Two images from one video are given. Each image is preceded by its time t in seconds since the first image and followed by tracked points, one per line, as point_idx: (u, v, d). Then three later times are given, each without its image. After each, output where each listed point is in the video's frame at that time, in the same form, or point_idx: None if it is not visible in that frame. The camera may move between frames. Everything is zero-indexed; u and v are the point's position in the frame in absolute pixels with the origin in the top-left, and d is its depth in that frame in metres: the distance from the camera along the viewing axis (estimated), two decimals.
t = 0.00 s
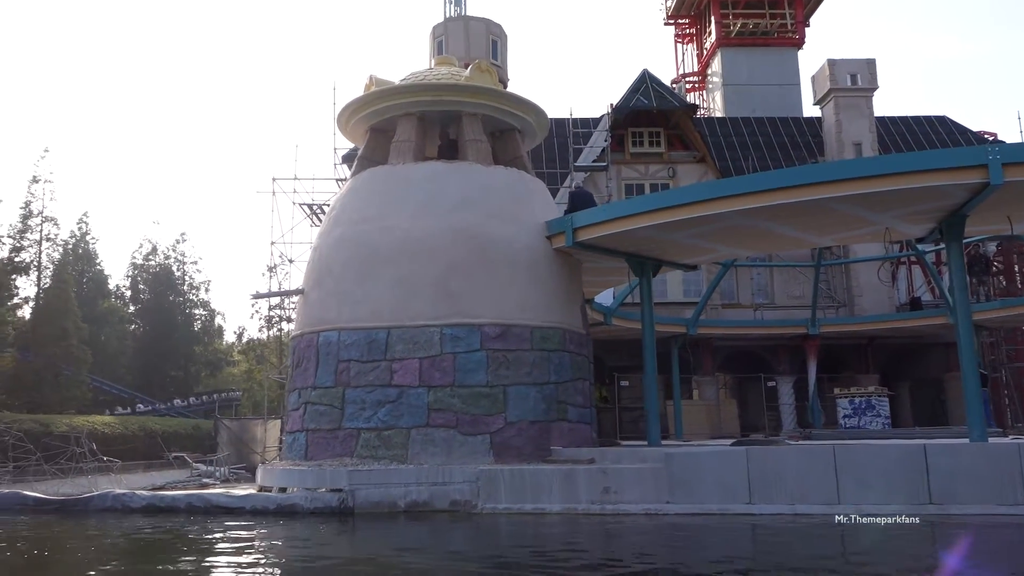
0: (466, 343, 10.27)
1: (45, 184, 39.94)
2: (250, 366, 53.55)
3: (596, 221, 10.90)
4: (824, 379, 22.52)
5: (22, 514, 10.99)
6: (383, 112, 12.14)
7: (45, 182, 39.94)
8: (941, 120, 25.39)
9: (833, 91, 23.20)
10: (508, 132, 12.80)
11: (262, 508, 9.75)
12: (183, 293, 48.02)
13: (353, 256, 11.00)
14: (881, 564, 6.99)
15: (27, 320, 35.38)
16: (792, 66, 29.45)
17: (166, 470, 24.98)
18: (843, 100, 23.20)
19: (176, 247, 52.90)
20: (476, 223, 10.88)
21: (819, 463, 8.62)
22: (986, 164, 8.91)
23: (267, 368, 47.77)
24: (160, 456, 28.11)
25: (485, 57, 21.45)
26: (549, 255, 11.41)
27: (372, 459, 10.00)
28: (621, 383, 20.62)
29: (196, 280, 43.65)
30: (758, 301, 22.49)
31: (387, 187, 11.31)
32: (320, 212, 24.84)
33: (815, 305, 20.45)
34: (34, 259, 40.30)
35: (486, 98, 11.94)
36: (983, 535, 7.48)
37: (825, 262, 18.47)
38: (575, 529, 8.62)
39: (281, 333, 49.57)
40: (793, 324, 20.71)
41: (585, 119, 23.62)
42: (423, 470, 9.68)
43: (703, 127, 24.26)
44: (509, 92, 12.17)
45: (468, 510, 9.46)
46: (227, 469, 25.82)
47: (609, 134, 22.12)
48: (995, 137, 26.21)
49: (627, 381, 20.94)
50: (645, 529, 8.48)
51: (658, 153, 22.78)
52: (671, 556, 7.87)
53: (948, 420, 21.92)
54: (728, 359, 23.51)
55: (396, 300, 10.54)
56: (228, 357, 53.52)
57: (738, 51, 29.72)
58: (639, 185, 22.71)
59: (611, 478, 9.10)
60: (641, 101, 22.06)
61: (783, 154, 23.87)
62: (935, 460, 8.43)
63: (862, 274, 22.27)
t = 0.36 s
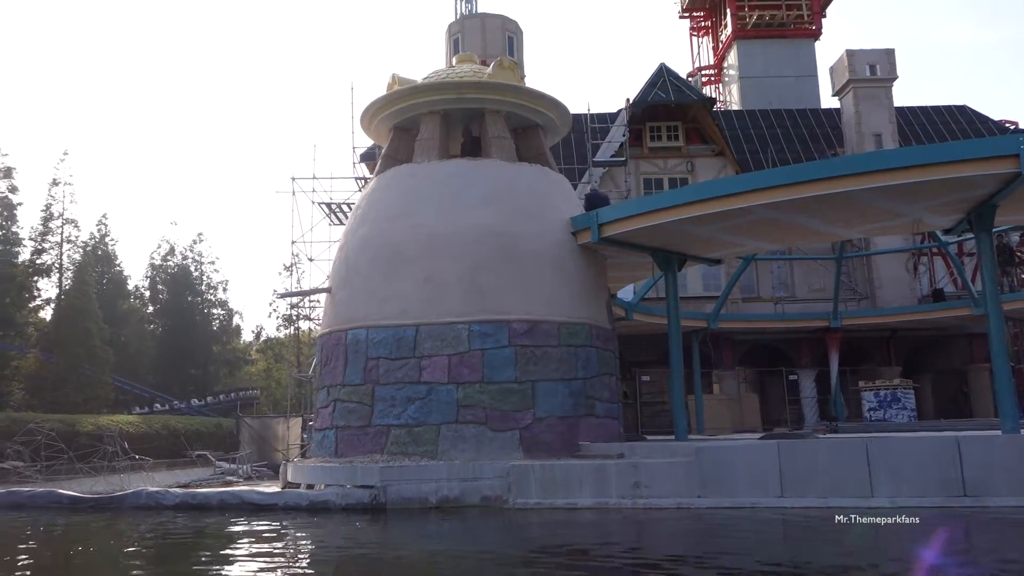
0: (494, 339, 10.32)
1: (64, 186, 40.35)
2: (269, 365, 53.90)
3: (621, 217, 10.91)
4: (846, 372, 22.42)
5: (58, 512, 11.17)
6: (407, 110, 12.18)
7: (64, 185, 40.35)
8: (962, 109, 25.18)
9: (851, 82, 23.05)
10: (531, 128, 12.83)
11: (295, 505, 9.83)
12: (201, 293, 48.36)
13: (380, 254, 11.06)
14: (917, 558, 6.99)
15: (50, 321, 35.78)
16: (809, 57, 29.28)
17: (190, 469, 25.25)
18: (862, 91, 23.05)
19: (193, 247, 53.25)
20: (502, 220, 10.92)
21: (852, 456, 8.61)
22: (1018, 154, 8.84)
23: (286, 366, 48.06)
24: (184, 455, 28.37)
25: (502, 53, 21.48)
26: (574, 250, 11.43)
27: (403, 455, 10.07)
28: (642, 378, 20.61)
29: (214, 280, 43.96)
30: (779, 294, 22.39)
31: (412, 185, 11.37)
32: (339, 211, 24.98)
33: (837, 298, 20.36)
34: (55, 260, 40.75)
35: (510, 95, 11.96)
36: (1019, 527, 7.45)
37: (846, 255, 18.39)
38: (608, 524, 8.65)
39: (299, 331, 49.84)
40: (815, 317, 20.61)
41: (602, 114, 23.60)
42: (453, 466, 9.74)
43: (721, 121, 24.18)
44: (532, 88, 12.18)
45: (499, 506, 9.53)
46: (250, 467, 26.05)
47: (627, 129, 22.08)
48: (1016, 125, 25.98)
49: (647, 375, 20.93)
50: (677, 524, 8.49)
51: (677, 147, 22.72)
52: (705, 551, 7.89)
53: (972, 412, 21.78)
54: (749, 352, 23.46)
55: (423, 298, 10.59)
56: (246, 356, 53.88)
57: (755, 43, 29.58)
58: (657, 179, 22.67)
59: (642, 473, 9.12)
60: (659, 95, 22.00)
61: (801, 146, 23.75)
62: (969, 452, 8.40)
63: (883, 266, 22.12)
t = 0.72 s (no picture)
0: (517, 335, 10.36)
1: (78, 187, 40.60)
2: (282, 362, 54.12)
3: (642, 211, 10.93)
4: (863, 363, 22.37)
5: (87, 510, 11.31)
6: (425, 107, 12.22)
7: (78, 186, 40.60)
8: (976, 98, 25.04)
9: (864, 72, 22.91)
10: (548, 124, 12.85)
11: (322, 501, 9.91)
12: (214, 292, 48.57)
13: (401, 251, 11.12)
14: (947, 549, 7.01)
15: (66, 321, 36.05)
16: (821, 47, 29.14)
17: (208, 466, 25.47)
18: (876, 81, 22.91)
19: (205, 246, 53.45)
20: (522, 215, 10.95)
21: (878, 447, 8.64)
22: None
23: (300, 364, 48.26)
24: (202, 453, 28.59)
25: (513, 48, 21.46)
26: (595, 245, 11.45)
27: (428, 451, 10.13)
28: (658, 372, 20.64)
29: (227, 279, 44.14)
30: (794, 286, 22.29)
31: (432, 182, 11.42)
32: (352, 208, 25.07)
33: (853, 289, 20.30)
34: (70, 261, 41.03)
35: (527, 91, 11.96)
36: None
37: (862, 246, 18.33)
38: (634, 517, 8.70)
39: (311, 329, 50.04)
40: (831, 308, 20.56)
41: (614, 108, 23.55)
42: (478, 461, 9.79)
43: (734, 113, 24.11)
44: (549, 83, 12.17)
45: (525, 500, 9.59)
46: (268, 465, 26.23)
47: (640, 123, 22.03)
48: None
49: (663, 369, 20.95)
50: (704, 516, 8.54)
51: (691, 140, 22.64)
52: (733, 543, 7.92)
53: (990, 401, 21.71)
54: (765, 344, 23.45)
55: (446, 294, 10.64)
56: (259, 354, 54.11)
57: (766, 35, 29.46)
58: (671, 173, 22.63)
59: (668, 466, 9.15)
60: (672, 88, 21.94)
61: (815, 137, 23.67)
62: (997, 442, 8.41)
63: (899, 256, 21.98)
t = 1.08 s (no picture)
0: (548, 331, 10.40)
1: (104, 184, 41.04)
2: (303, 358, 54.44)
3: (672, 207, 10.94)
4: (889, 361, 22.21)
5: (124, 503, 11.49)
6: (455, 105, 12.28)
7: (104, 183, 41.05)
8: (1005, 93, 24.75)
9: (892, 68, 22.71)
10: (578, 121, 12.85)
11: (355, 495, 10.01)
12: (236, 289, 48.96)
13: (432, 247, 11.19)
14: (986, 548, 6.99)
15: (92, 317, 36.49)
16: (846, 43, 28.92)
17: (234, 461, 25.72)
18: (903, 76, 22.72)
19: (227, 242, 53.85)
20: (554, 212, 10.99)
21: (914, 445, 8.61)
22: None
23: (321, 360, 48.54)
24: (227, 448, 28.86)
25: (538, 45, 21.46)
26: (625, 242, 11.46)
27: (460, 446, 10.20)
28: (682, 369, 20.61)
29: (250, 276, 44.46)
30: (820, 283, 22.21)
31: (463, 179, 11.47)
32: (377, 205, 25.20)
33: (880, 286, 20.16)
34: (96, 257, 41.52)
35: (558, 88, 11.97)
36: None
37: (890, 242, 18.20)
38: (668, 513, 8.73)
39: (332, 325, 50.32)
40: (857, 306, 20.44)
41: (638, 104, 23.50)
42: (511, 456, 9.84)
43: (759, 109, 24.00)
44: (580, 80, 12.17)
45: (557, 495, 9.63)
46: (292, 460, 26.45)
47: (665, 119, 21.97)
48: None
49: (687, 366, 20.91)
50: (738, 513, 8.55)
51: (716, 137, 22.55)
52: (768, 540, 7.94)
53: (1019, 400, 21.49)
54: (790, 342, 23.32)
55: (478, 291, 10.70)
56: (280, 350, 54.49)
57: (791, 30, 29.29)
58: (695, 170, 22.56)
59: (702, 463, 9.16)
60: (697, 85, 21.87)
61: (841, 133, 23.50)
62: None
63: (927, 254, 21.82)
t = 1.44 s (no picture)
0: (580, 326, 10.42)
1: (129, 180, 41.46)
2: (325, 352, 54.80)
3: (703, 203, 10.92)
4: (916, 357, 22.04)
5: (160, 494, 11.68)
6: (484, 100, 12.32)
7: (130, 178, 41.47)
8: None
9: (921, 61, 22.46)
10: (607, 115, 12.83)
11: (389, 488, 10.10)
12: (259, 283, 49.37)
13: (463, 242, 11.24)
14: None
15: (119, 311, 36.92)
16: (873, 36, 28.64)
17: (259, 452, 26.01)
18: (932, 70, 22.46)
19: (249, 237, 54.24)
20: (584, 207, 11.00)
21: (952, 441, 8.57)
22: None
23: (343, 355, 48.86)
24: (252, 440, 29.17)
25: (562, 39, 21.43)
26: (656, 236, 11.45)
27: (492, 440, 10.25)
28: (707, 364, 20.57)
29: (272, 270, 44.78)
30: (847, 279, 22.06)
31: (493, 173, 11.52)
32: (401, 200, 25.32)
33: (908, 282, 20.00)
34: (122, 252, 41.99)
35: (587, 83, 11.97)
36: None
37: (918, 238, 18.05)
38: (702, 508, 8.75)
39: (354, 320, 50.61)
40: (885, 302, 20.29)
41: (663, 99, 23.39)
42: (544, 450, 9.88)
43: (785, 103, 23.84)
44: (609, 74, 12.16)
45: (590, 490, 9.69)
46: (317, 453, 26.68)
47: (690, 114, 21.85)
48: None
49: (712, 361, 20.86)
50: (772, 508, 8.55)
51: (741, 131, 22.43)
52: (804, 534, 7.93)
53: None
54: (816, 337, 23.20)
55: (509, 285, 10.75)
56: (302, 344, 54.90)
57: (816, 23, 29.05)
58: (721, 164, 22.44)
59: (736, 458, 9.15)
60: (723, 79, 21.76)
61: (868, 127, 23.31)
62: None
63: (955, 249, 21.61)
